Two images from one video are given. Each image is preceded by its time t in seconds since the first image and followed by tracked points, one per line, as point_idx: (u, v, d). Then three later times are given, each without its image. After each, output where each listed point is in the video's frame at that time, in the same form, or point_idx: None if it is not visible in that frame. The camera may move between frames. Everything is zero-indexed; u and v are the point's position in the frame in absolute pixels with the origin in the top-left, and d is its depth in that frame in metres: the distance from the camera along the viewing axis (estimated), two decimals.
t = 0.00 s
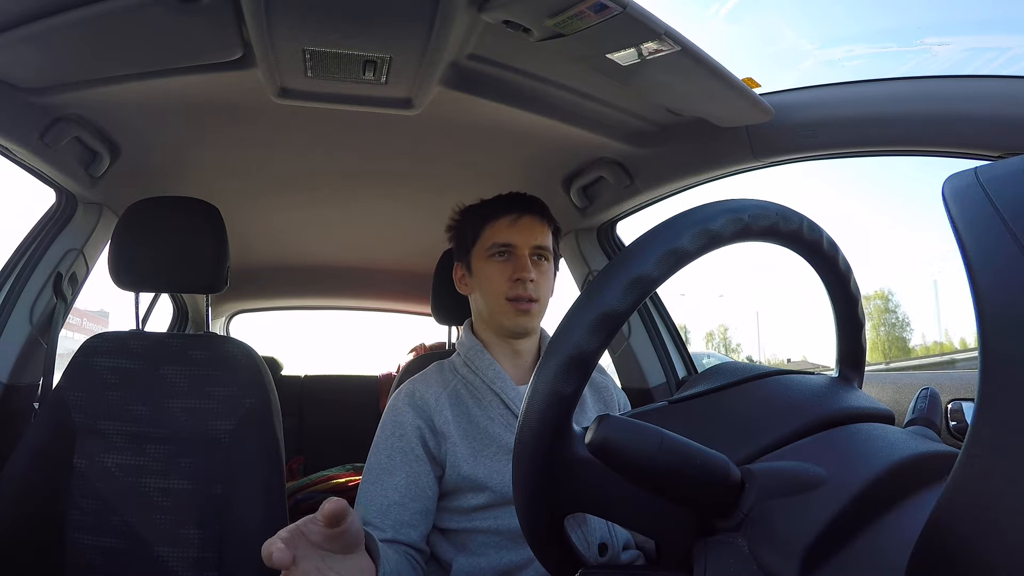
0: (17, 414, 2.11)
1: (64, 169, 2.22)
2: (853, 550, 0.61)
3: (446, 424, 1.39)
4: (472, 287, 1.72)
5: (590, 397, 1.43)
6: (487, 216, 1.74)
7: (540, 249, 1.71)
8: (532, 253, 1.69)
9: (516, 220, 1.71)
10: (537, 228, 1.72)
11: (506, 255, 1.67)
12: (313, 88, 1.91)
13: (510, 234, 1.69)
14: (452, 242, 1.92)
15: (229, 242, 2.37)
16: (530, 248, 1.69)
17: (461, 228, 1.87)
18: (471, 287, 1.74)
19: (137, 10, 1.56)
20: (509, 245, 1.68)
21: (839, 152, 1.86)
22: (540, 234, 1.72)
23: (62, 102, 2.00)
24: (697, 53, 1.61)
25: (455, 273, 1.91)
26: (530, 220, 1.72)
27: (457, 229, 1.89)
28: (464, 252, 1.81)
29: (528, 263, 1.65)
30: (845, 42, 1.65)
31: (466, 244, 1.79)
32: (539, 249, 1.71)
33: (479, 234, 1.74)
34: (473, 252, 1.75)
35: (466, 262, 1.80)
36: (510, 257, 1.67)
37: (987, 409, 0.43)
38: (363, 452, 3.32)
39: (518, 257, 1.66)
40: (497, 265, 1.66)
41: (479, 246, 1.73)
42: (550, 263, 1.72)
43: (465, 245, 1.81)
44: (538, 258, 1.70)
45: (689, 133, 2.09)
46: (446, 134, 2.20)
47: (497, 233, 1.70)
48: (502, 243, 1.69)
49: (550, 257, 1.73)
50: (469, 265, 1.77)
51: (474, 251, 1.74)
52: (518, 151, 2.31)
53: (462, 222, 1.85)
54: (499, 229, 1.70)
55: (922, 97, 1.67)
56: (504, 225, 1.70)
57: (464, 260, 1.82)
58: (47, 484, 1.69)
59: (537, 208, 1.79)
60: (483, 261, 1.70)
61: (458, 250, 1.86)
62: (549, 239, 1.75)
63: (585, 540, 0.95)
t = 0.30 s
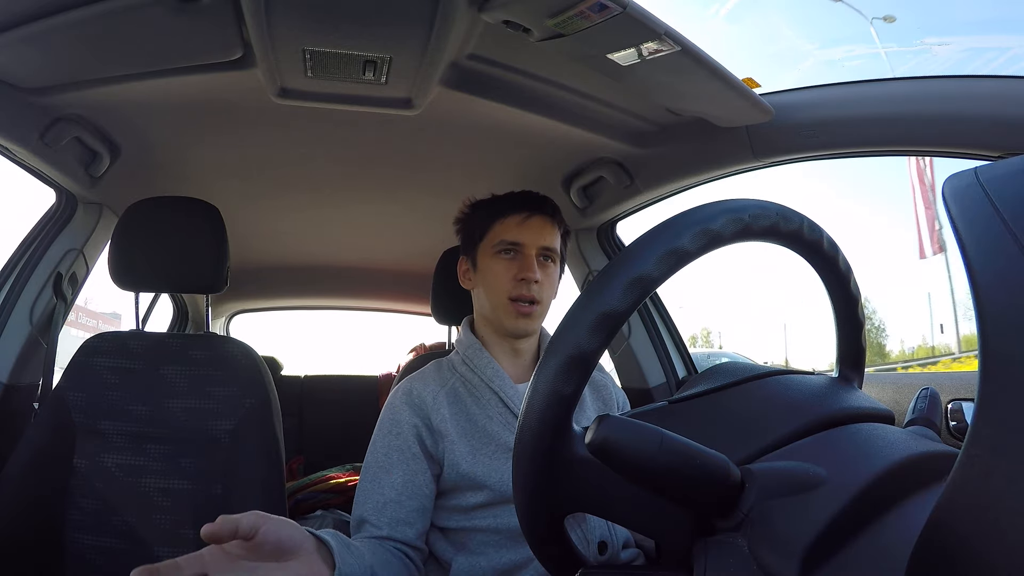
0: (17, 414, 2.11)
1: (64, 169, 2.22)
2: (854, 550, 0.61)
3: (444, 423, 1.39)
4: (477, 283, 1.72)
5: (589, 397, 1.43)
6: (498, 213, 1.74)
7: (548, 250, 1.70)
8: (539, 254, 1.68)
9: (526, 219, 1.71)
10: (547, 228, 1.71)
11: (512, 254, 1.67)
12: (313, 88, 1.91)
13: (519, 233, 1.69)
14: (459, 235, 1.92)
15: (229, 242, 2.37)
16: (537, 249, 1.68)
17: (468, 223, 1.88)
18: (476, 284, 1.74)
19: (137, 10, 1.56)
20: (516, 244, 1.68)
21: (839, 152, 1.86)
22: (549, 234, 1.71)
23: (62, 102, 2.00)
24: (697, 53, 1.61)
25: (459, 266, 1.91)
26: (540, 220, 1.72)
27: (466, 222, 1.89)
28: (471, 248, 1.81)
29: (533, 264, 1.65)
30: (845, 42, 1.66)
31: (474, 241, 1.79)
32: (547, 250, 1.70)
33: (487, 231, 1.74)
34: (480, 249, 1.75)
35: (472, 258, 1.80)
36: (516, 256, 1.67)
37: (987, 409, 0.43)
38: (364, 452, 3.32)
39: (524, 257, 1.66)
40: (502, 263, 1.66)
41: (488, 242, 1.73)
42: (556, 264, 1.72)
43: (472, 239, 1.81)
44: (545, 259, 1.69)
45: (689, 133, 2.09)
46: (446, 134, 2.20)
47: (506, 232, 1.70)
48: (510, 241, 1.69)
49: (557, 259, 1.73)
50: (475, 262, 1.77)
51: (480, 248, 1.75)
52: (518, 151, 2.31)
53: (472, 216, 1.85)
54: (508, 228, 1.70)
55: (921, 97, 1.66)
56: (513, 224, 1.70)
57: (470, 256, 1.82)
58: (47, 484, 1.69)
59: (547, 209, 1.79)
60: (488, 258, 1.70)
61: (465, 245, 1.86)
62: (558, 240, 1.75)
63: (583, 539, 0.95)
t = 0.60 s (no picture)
0: (17, 414, 2.11)
1: (64, 169, 2.22)
2: (855, 549, 0.61)
3: (445, 423, 1.39)
4: (475, 285, 1.72)
5: (589, 397, 1.43)
6: (492, 214, 1.74)
7: (542, 249, 1.71)
8: (533, 253, 1.69)
9: (519, 219, 1.71)
10: (540, 228, 1.72)
11: (509, 254, 1.67)
12: (313, 88, 1.91)
13: (514, 233, 1.69)
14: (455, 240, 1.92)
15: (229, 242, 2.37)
16: (531, 248, 1.69)
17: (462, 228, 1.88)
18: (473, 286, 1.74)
19: (137, 10, 1.56)
20: (513, 243, 1.68)
21: (839, 152, 1.86)
22: (543, 233, 1.72)
23: (62, 102, 2.00)
24: (697, 53, 1.61)
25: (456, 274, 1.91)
26: (533, 219, 1.72)
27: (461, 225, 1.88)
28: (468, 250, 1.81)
29: (529, 263, 1.65)
30: (845, 42, 1.65)
31: (471, 242, 1.79)
32: (542, 249, 1.71)
33: (482, 232, 1.74)
34: (476, 250, 1.75)
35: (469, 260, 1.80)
36: (512, 256, 1.67)
37: (987, 409, 0.43)
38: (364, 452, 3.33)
39: (519, 256, 1.66)
40: (498, 263, 1.66)
41: (483, 244, 1.73)
42: (552, 263, 1.72)
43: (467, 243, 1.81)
44: (541, 258, 1.70)
45: (689, 133, 2.09)
46: (446, 134, 2.20)
47: (500, 232, 1.70)
48: (506, 241, 1.69)
49: (552, 257, 1.73)
50: (472, 263, 1.77)
51: (475, 251, 1.75)
52: (519, 151, 2.31)
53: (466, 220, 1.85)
54: (504, 228, 1.70)
55: (921, 97, 1.66)
56: (508, 224, 1.70)
57: (467, 258, 1.82)
58: (48, 484, 1.69)
59: (540, 208, 1.80)
60: (485, 259, 1.70)
61: (462, 249, 1.86)
62: (552, 239, 1.75)
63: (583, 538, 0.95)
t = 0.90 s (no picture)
0: (17, 414, 2.11)
1: (64, 169, 2.22)
2: (855, 550, 0.61)
3: (447, 422, 1.39)
4: (476, 285, 1.72)
5: (589, 397, 1.43)
6: (494, 214, 1.74)
7: (543, 248, 1.71)
8: (535, 252, 1.69)
9: (520, 219, 1.71)
10: (541, 228, 1.72)
11: (510, 254, 1.68)
12: (313, 88, 1.91)
13: (515, 233, 1.69)
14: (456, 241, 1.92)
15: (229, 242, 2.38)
16: (533, 247, 1.69)
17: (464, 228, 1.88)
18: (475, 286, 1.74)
19: (137, 10, 1.56)
20: (514, 243, 1.68)
21: (839, 152, 1.86)
22: (544, 233, 1.72)
23: (62, 102, 2.00)
24: (697, 53, 1.61)
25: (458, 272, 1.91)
26: (534, 219, 1.72)
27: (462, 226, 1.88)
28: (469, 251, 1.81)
29: (531, 262, 1.65)
30: (845, 42, 1.65)
31: (472, 242, 1.79)
32: (543, 249, 1.71)
33: (483, 232, 1.74)
34: (477, 250, 1.75)
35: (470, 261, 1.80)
36: (513, 256, 1.67)
37: (987, 409, 0.43)
38: (364, 452, 3.33)
39: (521, 255, 1.67)
40: (500, 263, 1.66)
41: (483, 244, 1.73)
42: (553, 263, 1.72)
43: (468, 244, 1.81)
44: (543, 258, 1.70)
45: (689, 133, 2.09)
46: (446, 134, 2.20)
47: (502, 232, 1.70)
48: (507, 241, 1.69)
49: (553, 257, 1.73)
50: (473, 264, 1.77)
51: (477, 250, 1.75)
52: (519, 151, 2.31)
53: (467, 220, 1.85)
54: (505, 228, 1.70)
55: (921, 97, 1.66)
56: (510, 224, 1.70)
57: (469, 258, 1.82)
58: (48, 484, 1.70)
59: (542, 208, 1.80)
60: (486, 259, 1.70)
61: (462, 249, 1.86)
62: (553, 239, 1.76)
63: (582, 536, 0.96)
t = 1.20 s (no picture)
0: (17, 414, 2.11)
1: (64, 169, 2.23)
2: (854, 550, 0.61)
3: (447, 422, 1.39)
4: (476, 285, 1.72)
5: (590, 397, 1.43)
6: (494, 214, 1.74)
7: (544, 248, 1.71)
8: (536, 252, 1.69)
9: (520, 219, 1.71)
10: (542, 228, 1.72)
11: (510, 253, 1.67)
12: (312, 88, 1.91)
13: (515, 232, 1.69)
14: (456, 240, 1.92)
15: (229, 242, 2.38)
16: (534, 247, 1.69)
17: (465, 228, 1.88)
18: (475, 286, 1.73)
19: (136, 10, 1.56)
20: (514, 243, 1.68)
21: (839, 152, 1.86)
22: (543, 233, 1.72)
23: (63, 102, 2.00)
24: (697, 53, 1.61)
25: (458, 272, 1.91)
26: (535, 219, 1.72)
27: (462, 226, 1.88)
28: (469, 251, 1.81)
29: (531, 261, 1.65)
30: (845, 42, 1.66)
31: (472, 242, 1.78)
32: (543, 248, 1.71)
33: (484, 231, 1.74)
34: (477, 250, 1.74)
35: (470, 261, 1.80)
36: (514, 255, 1.67)
37: (987, 409, 0.43)
38: (364, 452, 3.33)
39: (522, 255, 1.67)
40: (501, 262, 1.66)
41: (483, 244, 1.73)
42: (554, 263, 1.72)
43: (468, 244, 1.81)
44: (543, 258, 1.70)
45: (689, 133, 2.09)
46: (446, 134, 2.20)
47: (502, 231, 1.70)
48: (507, 240, 1.69)
49: (553, 257, 1.73)
50: (473, 264, 1.77)
51: (478, 250, 1.75)
52: (519, 151, 2.31)
53: (467, 221, 1.85)
54: (505, 227, 1.70)
55: (923, 97, 1.65)
56: (510, 224, 1.70)
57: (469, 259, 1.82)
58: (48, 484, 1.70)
59: (542, 208, 1.80)
60: (487, 258, 1.70)
61: (463, 249, 1.86)
62: (553, 239, 1.76)
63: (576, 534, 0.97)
